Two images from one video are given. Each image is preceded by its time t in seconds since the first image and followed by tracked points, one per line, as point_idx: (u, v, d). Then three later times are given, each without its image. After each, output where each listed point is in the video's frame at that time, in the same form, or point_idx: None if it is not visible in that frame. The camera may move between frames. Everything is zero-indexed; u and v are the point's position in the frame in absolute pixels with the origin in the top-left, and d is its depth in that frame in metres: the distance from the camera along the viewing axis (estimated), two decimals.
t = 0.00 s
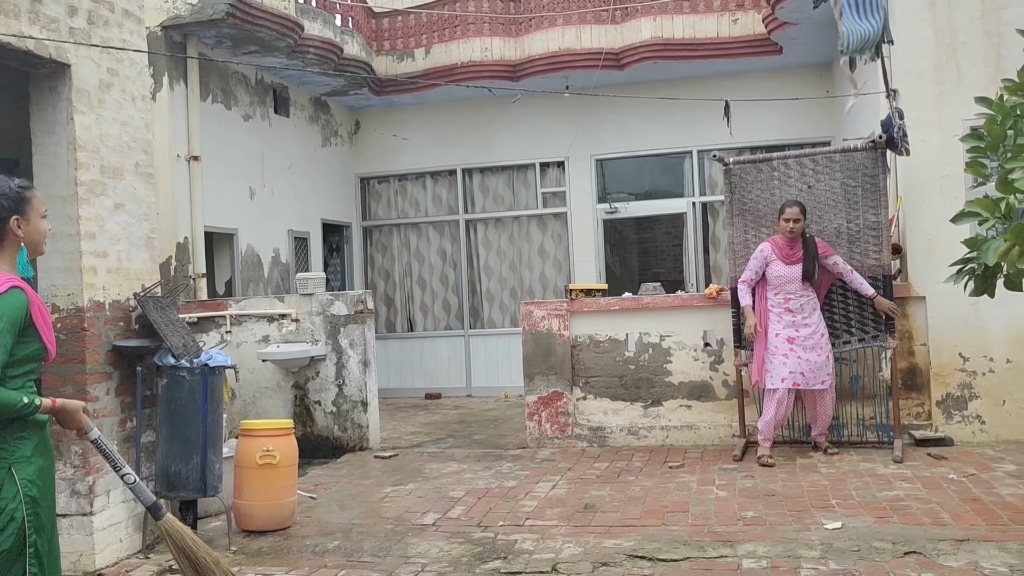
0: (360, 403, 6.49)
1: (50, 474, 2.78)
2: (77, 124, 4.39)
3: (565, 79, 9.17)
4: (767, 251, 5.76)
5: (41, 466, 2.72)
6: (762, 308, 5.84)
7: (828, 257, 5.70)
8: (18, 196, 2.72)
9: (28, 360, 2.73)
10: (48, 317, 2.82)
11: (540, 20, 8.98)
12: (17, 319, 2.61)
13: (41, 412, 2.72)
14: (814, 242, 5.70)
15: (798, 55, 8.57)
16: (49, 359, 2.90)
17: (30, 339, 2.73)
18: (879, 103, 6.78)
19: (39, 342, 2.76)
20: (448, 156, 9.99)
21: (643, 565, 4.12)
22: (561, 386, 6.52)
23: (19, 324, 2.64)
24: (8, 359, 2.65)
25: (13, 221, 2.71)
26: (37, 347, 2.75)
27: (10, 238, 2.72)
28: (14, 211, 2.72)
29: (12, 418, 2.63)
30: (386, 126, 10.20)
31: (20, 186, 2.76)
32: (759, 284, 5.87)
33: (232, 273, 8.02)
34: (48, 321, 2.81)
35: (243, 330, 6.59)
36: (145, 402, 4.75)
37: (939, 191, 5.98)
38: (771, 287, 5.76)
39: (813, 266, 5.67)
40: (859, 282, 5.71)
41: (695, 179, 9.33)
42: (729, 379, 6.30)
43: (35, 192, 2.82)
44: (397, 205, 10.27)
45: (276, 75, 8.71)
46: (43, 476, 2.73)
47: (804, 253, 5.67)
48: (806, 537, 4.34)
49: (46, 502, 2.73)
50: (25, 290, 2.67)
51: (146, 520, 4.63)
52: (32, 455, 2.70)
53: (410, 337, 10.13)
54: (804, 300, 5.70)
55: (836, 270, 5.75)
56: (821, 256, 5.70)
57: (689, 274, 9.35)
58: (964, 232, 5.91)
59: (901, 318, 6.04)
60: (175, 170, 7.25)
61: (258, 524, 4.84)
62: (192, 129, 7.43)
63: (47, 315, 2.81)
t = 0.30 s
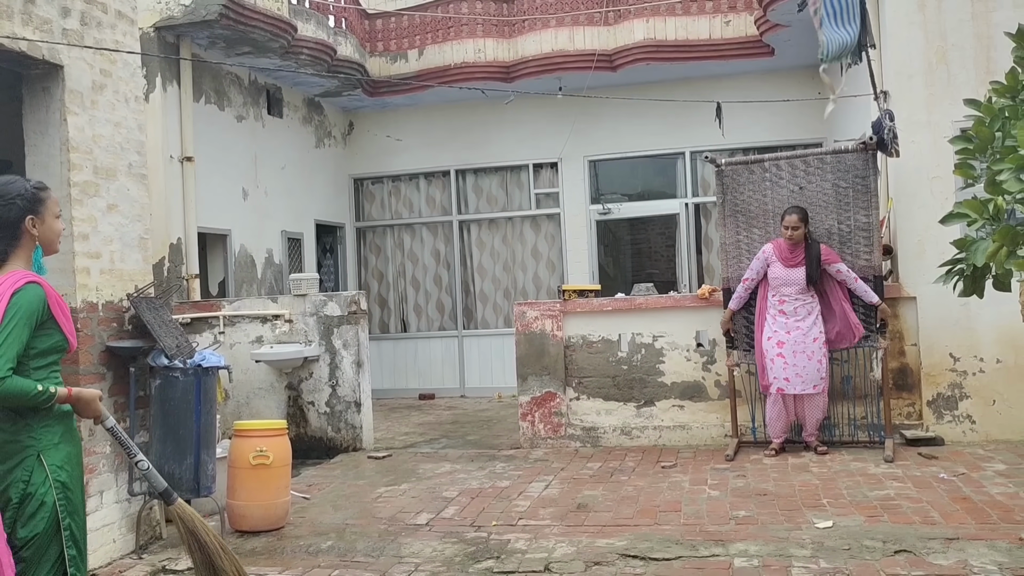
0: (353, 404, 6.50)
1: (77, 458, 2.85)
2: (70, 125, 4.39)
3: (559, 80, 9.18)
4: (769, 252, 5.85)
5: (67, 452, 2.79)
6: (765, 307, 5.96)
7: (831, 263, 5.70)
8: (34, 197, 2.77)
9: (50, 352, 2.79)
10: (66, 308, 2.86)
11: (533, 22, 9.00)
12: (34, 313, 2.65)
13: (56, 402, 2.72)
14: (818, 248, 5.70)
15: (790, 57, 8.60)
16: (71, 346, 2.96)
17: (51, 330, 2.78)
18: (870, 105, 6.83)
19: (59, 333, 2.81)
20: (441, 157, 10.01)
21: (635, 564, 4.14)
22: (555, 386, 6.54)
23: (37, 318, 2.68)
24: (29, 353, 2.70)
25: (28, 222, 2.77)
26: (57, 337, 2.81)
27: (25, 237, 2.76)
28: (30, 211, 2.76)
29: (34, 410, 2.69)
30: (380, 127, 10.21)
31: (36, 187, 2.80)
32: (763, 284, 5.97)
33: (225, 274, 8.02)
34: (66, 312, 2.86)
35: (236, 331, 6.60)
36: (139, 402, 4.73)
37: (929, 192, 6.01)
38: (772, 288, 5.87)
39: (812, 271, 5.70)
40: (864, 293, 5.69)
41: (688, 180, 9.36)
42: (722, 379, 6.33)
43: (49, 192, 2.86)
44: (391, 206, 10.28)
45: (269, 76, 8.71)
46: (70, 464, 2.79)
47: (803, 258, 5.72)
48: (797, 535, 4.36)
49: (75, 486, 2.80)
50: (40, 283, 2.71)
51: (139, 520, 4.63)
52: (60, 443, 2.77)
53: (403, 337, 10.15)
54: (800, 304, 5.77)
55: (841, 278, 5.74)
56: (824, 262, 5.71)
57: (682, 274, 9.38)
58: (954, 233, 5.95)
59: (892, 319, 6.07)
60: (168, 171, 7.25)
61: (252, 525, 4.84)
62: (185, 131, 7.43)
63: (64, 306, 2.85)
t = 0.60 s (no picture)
0: (343, 405, 6.51)
1: (71, 456, 2.84)
2: (59, 125, 4.38)
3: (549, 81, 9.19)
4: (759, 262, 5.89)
5: (56, 449, 2.77)
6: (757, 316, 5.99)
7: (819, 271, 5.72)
8: (39, 200, 2.76)
9: (41, 351, 2.78)
10: (60, 308, 2.85)
11: (523, 23, 9.03)
12: (20, 312, 2.64)
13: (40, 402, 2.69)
14: (804, 255, 5.73)
15: (779, 59, 8.65)
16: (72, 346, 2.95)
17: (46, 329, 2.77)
18: (858, 107, 6.88)
19: (51, 333, 2.79)
20: (431, 158, 10.02)
21: (624, 564, 4.15)
22: (544, 386, 6.55)
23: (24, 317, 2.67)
24: (16, 351, 2.70)
25: (31, 223, 2.76)
26: (49, 337, 2.79)
27: (29, 239, 2.76)
28: (33, 213, 2.75)
29: (19, 408, 2.68)
30: (370, 127, 10.22)
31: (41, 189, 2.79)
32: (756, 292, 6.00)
33: (215, 274, 8.02)
34: (61, 311, 2.85)
35: (226, 331, 6.58)
36: (126, 403, 4.72)
37: (916, 193, 6.05)
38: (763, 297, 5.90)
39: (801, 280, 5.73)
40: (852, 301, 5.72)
41: (677, 181, 9.40)
42: (711, 380, 6.35)
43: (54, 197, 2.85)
44: (381, 206, 10.28)
45: (259, 77, 8.70)
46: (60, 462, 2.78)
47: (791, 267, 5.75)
48: (785, 535, 4.39)
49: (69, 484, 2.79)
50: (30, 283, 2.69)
51: (128, 521, 4.62)
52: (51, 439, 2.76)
53: (394, 338, 10.15)
54: (790, 312, 5.79)
55: (829, 286, 5.77)
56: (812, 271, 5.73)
57: (672, 275, 9.41)
58: (940, 233, 5.99)
59: (880, 319, 6.11)
60: (158, 171, 7.24)
61: (241, 526, 4.82)
62: (174, 131, 7.42)
63: (59, 307, 2.84)
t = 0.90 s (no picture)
0: (324, 405, 6.48)
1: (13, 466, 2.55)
2: (37, 123, 4.35)
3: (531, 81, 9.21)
4: (737, 255, 5.90)
5: None
6: (739, 308, 6.02)
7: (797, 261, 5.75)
8: None
9: None
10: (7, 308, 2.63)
11: (505, 23, 9.03)
12: None
13: None
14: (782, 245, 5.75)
15: (760, 60, 8.70)
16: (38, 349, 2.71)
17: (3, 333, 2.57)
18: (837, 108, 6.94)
19: None
20: (414, 158, 10.01)
21: (604, 562, 4.16)
22: (526, 386, 6.56)
23: None
24: None
25: None
26: None
27: None
28: None
29: None
30: (352, 127, 10.19)
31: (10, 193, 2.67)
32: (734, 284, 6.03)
33: (195, 274, 7.99)
34: (12, 311, 2.63)
35: (206, 332, 6.58)
36: (105, 404, 4.69)
37: (895, 194, 6.10)
38: (743, 289, 5.93)
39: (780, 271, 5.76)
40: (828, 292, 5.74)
41: (659, 181, 9.44)
42: (692, 379, 6.38)
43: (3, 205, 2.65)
44: (363, 206, 10.26)
45: (240, 76, 8.67)
46: None
47: (769, 259, 5.77)
48: (764, 533, 4.41)
49: (8, 493, 2.54)
50: None
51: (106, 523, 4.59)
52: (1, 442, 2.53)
53: (376, 338, 10.13)
54: (772, 304, 5.83)
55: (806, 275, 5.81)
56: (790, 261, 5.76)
57: (653, 275, 9.45)
58: (918, 234, 6.04)
59: (859, 318, 6.17)
60: (137, 170, 7.20)
61: (220, 526, 4.81)
62: (154, 129, 7.38)
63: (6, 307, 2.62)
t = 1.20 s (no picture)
0: (309, 407, 6.46)
1: None
2: (18, 123, 4.32)
3: (516, 82, 9.22)
4: (713, 253, 5.89)
5: None
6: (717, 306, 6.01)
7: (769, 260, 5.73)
8: None
9: None
10: None
11: (490, 25, 9.04)
12: None
13: None
14: (753, 242, 5.72)
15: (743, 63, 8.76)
16: None
17: (13, 332, 2.61)
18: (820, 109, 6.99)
19: None
20: (399, 159, 10.00)
21: (589, 563, 4.17)
22: (511, 387, 6.57)
23: None
24: None
25: None
26: None
27: None
28: None
29: None
30: (337, 127, 10.17)
31: None
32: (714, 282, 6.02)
33: (179, 275, 7.94)
34: None
35: (190, 333, 6.53)
36: (86, 406, 4.67)
37: (878, 196, 6.15)
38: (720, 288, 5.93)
39: (753, 270, 5.74)
40: (801, 288, 5.74)
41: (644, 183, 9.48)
42: (676, 380, 6.40)
43: None
44: (348, 207, 10.24)
45: (224, 76, 8.64)
46: None
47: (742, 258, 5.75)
48: (747, 533, 4.43)
49: None
50: None
51: (89, 525, 4.55)
52: None
53: (361, 339, 10.10)
54: (746, 304, 5.80)
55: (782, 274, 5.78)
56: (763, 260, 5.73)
57: (638, 277, 9.49)
58: (900, 235, 6.10)
59: (842, 319, 6.20)
60: (120, 170, 7.15)
61: (204, 528, 4.78)
62: (137, 128, 7.34)
63: None
